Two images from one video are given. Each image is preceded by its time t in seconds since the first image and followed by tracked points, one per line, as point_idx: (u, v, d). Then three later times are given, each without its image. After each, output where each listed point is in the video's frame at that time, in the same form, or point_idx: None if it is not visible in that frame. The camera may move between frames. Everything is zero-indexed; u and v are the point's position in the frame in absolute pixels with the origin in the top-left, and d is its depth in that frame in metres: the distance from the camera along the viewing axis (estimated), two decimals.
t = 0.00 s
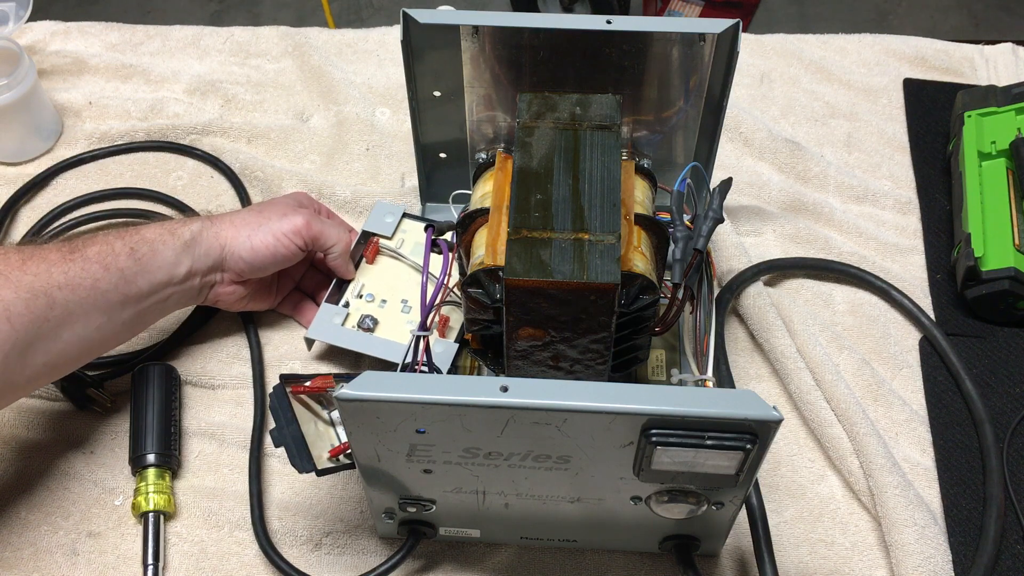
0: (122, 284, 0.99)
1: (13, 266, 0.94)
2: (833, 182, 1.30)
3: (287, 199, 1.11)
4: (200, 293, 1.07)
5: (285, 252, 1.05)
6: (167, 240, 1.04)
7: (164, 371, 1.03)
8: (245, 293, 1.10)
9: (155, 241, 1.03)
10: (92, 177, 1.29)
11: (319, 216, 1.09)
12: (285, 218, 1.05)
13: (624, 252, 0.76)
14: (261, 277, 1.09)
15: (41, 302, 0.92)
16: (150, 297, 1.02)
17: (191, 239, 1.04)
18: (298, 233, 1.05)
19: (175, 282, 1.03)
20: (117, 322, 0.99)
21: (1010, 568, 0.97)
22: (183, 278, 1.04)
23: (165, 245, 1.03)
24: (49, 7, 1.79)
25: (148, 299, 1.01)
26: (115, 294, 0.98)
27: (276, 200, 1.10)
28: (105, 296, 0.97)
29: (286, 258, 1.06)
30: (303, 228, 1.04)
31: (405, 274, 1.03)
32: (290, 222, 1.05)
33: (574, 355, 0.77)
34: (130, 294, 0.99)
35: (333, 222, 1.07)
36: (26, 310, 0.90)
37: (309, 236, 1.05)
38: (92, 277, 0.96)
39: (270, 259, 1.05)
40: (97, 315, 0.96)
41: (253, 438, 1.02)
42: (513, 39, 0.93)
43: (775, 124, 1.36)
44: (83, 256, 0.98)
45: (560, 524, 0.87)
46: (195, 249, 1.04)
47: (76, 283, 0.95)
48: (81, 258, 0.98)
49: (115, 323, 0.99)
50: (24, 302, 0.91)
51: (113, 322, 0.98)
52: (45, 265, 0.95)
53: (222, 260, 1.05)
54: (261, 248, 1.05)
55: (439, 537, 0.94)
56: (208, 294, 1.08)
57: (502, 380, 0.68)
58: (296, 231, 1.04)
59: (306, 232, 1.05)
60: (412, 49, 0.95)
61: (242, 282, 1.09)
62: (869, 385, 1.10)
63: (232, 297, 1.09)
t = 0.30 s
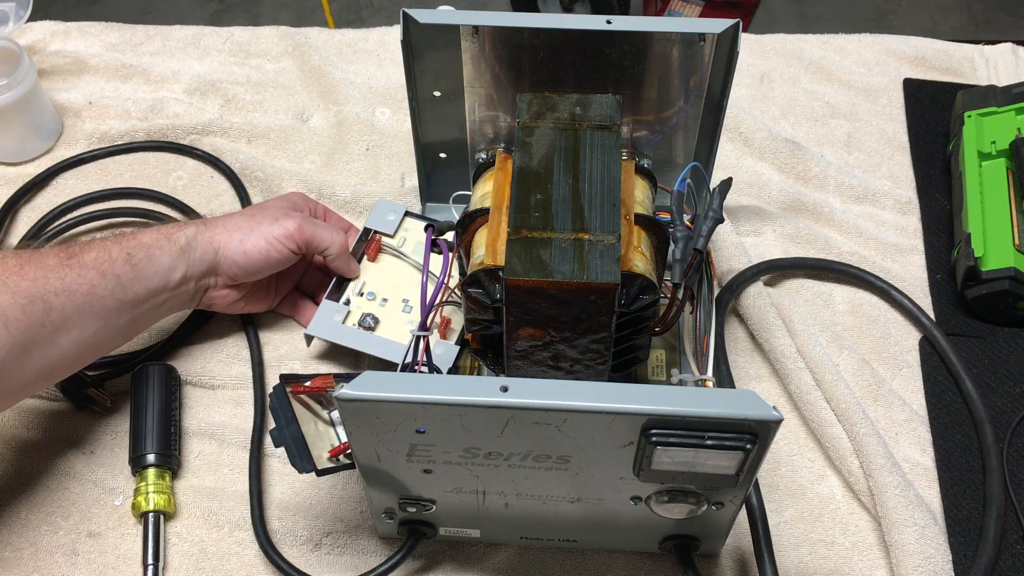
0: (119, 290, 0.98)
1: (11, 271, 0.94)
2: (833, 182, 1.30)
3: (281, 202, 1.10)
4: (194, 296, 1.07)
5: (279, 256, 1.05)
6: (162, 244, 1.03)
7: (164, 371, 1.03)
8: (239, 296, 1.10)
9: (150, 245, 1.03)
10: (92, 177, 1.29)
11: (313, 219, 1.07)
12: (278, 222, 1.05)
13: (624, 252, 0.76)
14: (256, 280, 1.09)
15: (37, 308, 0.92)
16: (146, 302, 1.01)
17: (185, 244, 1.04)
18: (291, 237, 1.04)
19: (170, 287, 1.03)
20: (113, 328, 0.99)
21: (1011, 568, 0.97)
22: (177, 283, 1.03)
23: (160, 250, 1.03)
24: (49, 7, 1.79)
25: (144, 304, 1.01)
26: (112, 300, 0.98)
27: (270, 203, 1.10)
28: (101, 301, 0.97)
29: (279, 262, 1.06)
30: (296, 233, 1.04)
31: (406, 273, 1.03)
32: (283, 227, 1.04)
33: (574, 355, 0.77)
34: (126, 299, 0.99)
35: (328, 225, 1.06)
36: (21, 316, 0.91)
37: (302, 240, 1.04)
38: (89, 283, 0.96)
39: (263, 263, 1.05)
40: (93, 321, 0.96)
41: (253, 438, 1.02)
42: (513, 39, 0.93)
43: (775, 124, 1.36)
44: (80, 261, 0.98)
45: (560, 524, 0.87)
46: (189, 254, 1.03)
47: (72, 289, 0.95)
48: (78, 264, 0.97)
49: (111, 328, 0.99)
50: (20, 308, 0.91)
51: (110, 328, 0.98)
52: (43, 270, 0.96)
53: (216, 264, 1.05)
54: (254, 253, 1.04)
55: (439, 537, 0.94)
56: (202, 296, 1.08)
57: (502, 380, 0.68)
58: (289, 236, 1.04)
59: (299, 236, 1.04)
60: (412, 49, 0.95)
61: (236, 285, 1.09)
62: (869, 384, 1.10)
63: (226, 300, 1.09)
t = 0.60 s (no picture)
0: (115, 292, 0.98)
1: (8, 273, 0.95)
2: (833, 182, 1.30)
3: (276, 202, 1.11)
4: (190, 297, 1.07)
5: (274, 255, 1.05)
6: (158, 246, 1.03)
7: (164, 371, 1.03)
8: (236, 297, 1.10)
9: (146, 247, 1.03)
10: (92, 177, 1.29)
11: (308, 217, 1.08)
12: (273, 221, 1.05)
13: (624, 252, 0.76)
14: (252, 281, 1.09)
15: (34, 311, 0.92)
16: (143, 303, 1.01)
17: (180, 245, 1.04)
18: (286, 236, 1.04)
19: (166, 289, 1.03)
20: (110, 330, 0.99)
21: (1011, 568, 0.97)
22: (172, 284, 1.03)
23: (156, 251, 1.03)
24: (49, 7, 1.79)
25: (141, 305, 1.01)
26: (108, 301, 0.98)
27: (265, 203, 1.10)
28: (98, 303, 0.97)
29: (275, 262, 1.06)
30: (291, 230, 1.04)
31: (406, 273, 1.03)
32: (278, 226, 1.04)
33: (574, 355, 0.77)
34: (122, 301, 0.99)
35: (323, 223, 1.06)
36: (17, 318, 0.91)
37: (297, 238, 1.04)
38: (85, 286, 0.96)
39: (259, 263, 1.05)
40: (89, 323, 0.96)
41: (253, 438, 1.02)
42: (513, 39, 0.93)
43: (775, 124, 1.36)
44: (77, 264, 0.98)
45: (560, 524, 0.87)
46: (184, 255, 1.04)
47: (68, 292, 0.95)
48: (74, 266, 0.98)
49: (108, 331, 0.98)
50: (16, 310, 0.91)
51: (107, 330, 0.98)
52: (39, 273, 0.96)
53: (212, 265, 1.05)
54: (249, 253, 1.04)
55: (439, 537, 0.94)
56: (199, 298, 1.08)
57: (502, 380, 0.68)
58: (284, 234, 1.04)
59: (294, 234, 1.04)
60: (412, 49, 0.95)
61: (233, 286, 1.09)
62: (869, 384, 1.10)
63: (223, 301, 1.10)
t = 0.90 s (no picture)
0: (111, 294, 0.98)
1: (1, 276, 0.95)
2: (833, 182, 1.30)
3: (275, 202, 1.10)
4: (192, 300, 1.07)
5: (277, 255, 1.05)
6: (156, 248, 1.03)
7: (163, 371, 1.03)
8: (238, 298, 1.10)
9: (144, 249, 1.03)
10: (92, 177, 1.29)
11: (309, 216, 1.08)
12: (275, 221, 1.05)
13: (624, 252, 0.76)
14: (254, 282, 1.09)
15: (27, 313, 0.92)
16: (140, 305, 1.01)
17: (180, 247, 1.04)
18: (289, 236, 1.04)
19: (166, 291, 1.03)
20: (107, 332, 0.98)
21: (1010, 568, 0.97)
22: (172, 286, 1.03)
23: (154, 254, 1.03)
24: (49, 7, 1.79)
25: (139, 307, 1.01)
26: (104, 303, 0.98)
27: (264, 204, 1.10)
28: (94, 305, 0.97)
29: (278, 262, 1.06)
30: (294, 230, 1.04)
31: (406, 273, 1.03)
32: (280, 226, 1.04)
33: (573, 355, 0.77)
34: (119, 303, 0.99)
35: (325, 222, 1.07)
36: (11, 320, 0.91)
37: (300, 237, 1.04)
38: (80, 288, 0.97)
39: (262, 263, 1.05)
40: (85, 325, 0.96)
41: (253, 438, 1.02)
42: (513, 39, 0.93)
43: (775, 124, 1.36)
44: (72, 266, 0.98)
45: (560, 523, 0.87)
46: (184, 257, 1.04)
47: (62, 294, 0.95)
48: (69, 268, 0.98)
49: (104, 333, 0.98)
50: (10, 313, 0.91)
51: (104, 332, 0.98)
52: (33, 275, 0.96)
53: (213, 266, 1.05)
54: (252, 253, 1.04)
55: (439, 537, 0.94)
56: (201, 300, 1.08)
57: (502, 380, 0.68)
58: (287, 234, 1.04)
59: (297, 234, 1.04)
60: (412, 49, 0.95)
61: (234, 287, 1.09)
62: (869, 384, 1.10)
63: (225, 302, 1.09)
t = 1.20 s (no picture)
0: (89, 288, 0.96)
1: None
2: (833, 182, 1.30)
3: (261, 191, 1.10)
4: (183, 290, 1.06)
5: (270, 243, 1.04)
6: (139, 239, 1.01)
7: (164, 371, 1.03)
8: (229, 287, 1.09)
9: (125, 241, 1.01)
10: (92, 177, 1.29)
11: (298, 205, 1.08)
12: (267, 208, 1.05)
13: (624, 252, 0.76)
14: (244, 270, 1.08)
15: None
16: (123, 298, 0.99)
17: (166, 237, 1.02)
18: (282, 224, 1.04)
19: (151, 281, 1.01)
20: (87, 326, 0.96)
21: (1010, 568, 0.97)
22: (160, 276, 1.02)
23: (137, 245, 1.01)
24: (49, 7, 1.79)
25: (121, 299, 0.99)
26: (82, 297, 0.96)
27: (250, 192, 1.09)
28: (71, 300, 0.95)
29: (270, 249, 1.05)
30: (287, 219, 1.04)
31: (406, 272, 1.03)
32: (275, 213, 1.04)
33: (574, 355, 0.77)
34: (99, 296, 0.97)
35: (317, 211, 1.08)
36: None
37: (295, 225, 1.05)
38: (53, 283, 0.94)
39: (255, 251, 1.04)
40: (63, 320, 0.94)
41: (254, 438, 1.02)
42: (513, 39, 0.93)
43: (775, 124, 1.36)
44: (43, 262, 0.96)
45: (560, 523, 0.87)
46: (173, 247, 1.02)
47: (34, 290, 0.93)
48: (41, 264, 0.96)
49: (84, 328, 0.96)
50: None
51: (84, 327, 0.96)
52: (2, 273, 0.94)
53: (204, 255, 1.04)
54: (244, 241, 1.03)
55: (439, 537, 0.94)
56: (191, 291, 1.07)
57: (503, 380, 0.68)
58: (281, 222, 1.04)
59: (291, 222, 1.04)
60: (412, 49, 0.95)
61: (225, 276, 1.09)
62: (869, 384, 1.10)
63: (217, 291, 1.09)
